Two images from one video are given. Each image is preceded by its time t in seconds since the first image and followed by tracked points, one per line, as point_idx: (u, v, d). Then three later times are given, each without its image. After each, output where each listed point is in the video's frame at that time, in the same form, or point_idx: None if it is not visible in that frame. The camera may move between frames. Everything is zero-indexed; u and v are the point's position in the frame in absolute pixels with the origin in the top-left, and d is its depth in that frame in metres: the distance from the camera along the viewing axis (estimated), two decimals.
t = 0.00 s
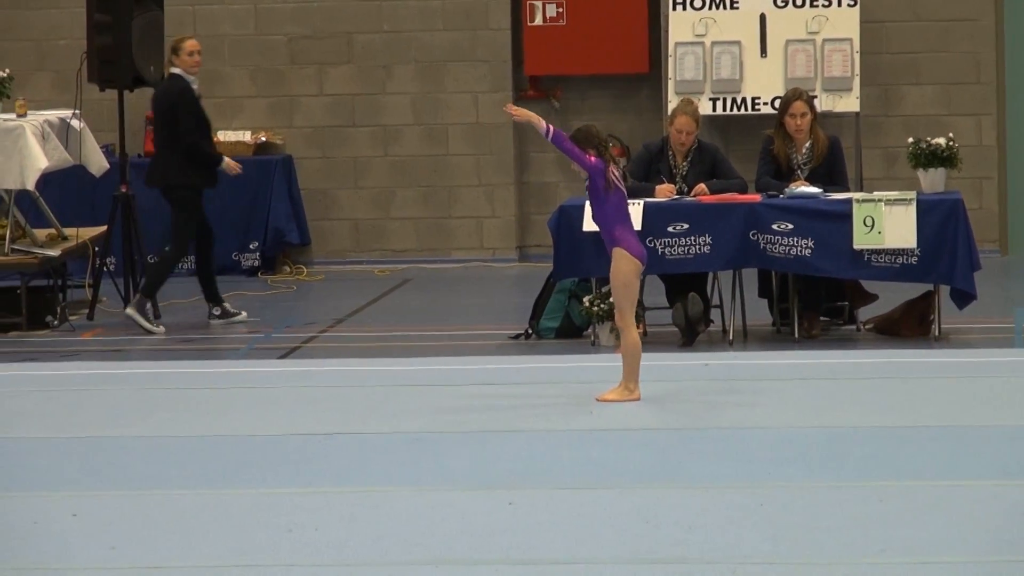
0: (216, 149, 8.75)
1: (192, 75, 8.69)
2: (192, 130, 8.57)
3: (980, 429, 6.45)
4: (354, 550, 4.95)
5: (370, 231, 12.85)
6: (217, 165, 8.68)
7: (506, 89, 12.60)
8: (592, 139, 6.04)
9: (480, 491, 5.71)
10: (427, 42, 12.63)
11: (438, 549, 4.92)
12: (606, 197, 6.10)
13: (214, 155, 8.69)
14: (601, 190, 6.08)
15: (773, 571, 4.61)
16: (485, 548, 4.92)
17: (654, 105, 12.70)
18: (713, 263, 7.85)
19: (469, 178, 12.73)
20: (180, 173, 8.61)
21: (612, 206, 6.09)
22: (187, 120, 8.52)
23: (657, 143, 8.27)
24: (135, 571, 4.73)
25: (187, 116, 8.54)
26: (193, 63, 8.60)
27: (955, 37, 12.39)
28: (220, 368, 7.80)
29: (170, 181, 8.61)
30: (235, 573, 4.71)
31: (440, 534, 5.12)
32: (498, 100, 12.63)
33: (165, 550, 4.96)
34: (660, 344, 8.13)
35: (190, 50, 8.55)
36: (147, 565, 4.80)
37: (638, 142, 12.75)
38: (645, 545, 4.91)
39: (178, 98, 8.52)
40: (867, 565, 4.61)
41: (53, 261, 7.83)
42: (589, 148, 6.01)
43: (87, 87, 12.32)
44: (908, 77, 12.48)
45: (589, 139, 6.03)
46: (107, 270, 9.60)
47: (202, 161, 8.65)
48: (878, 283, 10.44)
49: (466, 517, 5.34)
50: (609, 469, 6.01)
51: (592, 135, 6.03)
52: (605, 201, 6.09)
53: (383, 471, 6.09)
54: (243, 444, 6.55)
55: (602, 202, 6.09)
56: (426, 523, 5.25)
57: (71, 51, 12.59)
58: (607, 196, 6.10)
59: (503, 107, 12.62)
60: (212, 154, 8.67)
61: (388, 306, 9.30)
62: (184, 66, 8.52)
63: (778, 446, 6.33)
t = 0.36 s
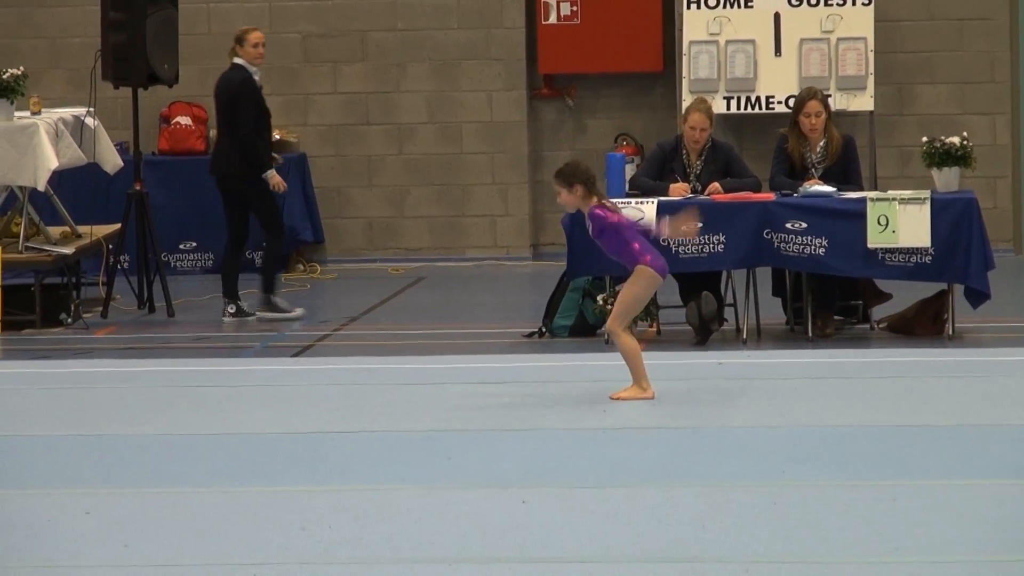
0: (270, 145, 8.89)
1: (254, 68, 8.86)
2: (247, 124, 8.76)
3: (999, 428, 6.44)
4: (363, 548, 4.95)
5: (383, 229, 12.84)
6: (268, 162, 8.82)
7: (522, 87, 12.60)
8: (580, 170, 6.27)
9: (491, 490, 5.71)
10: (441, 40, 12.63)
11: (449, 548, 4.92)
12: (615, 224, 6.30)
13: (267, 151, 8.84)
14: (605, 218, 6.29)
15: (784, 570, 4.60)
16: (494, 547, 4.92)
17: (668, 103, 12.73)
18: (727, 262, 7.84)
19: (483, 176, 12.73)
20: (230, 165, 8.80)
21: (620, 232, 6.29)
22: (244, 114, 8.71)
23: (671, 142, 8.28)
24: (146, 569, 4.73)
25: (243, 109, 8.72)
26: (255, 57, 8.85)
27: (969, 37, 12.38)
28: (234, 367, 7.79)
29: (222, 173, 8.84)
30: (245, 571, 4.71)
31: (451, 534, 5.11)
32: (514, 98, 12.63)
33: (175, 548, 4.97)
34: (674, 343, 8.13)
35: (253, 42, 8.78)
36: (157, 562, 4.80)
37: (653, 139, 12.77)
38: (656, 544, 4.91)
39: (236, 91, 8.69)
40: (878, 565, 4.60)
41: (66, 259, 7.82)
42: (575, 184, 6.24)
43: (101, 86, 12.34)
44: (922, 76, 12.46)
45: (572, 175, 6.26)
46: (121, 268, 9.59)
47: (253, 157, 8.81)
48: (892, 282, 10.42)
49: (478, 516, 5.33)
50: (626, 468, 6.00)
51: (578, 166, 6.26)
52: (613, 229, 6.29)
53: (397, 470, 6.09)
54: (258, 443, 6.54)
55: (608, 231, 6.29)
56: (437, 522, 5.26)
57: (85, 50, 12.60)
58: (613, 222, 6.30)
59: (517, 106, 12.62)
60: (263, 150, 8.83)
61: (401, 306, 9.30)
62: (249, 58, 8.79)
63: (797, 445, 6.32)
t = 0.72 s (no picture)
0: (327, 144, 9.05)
1: (309, 65, 8.98)
2: (303, 123, 8.92)
3: (998, 423, 6.44)
4: (362, 544, 4.96)
5: (384, 225, 12.86)
6: (324, 161, 8.98)
7: (523, 83, 12.60)
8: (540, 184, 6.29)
9: (489, 485, 5.72)
10: (443, 36, 12.63)
11: (446, 543, 4.93)
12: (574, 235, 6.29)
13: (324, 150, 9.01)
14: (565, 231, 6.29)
15: (782, 566, 4.62)
16: (492, 542, 4.93)
17: (669, 99, 12.70)
18: (727, 258, 7.84)
19: (484, 173, 12.73)
20: (285, 161, 8.98)
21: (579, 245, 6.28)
22: (300, 113, 8.87)
23: (672, 138, 8.28)
24: (146, 564, 4.74)
25: (299, 108, 8.88)
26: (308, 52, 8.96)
27: (970, 33, 12.38)
28: (235, 362, 7.79)
29: (279, 168, 9.01)
30: (244, 566, 4.72)
31: (451, 529, 5.11)
32: (515, 94, 12.62)
33: (174, 544, 4.98)
34: (674, 340, 8.11)
35: (305, 39, 8.85)
36: (157, 557, 4.82)
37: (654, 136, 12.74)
38: (655, 540, 4.91)
39: (291, 88, 8.84)
40: (875, 561, 4.61)
41: (67, 255, 7.84)
42: (537, 192, 6.26)
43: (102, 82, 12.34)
44: (924, 73, 12.47)
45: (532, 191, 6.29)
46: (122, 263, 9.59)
47: (309, 155, 8.98)
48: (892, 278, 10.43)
49: (478, 512, 5.34)
50: (627, 463, 6.01)
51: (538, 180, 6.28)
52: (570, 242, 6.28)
53: (395, 465, 6.09)
54: (259, 438, 6.55)
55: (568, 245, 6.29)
56: (436, 517, 5.26)
57: (87, 46, 12.61)
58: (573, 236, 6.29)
59: (518, 101, 12.62)
60: (319, 149, 9.00)
61: (402, 303, 9.31)
62: (300, 55, 8.90)
63: (797, 440, 6.32)
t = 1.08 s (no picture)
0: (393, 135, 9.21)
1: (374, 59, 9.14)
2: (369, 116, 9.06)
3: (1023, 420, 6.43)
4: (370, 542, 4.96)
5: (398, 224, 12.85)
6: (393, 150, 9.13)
7: (540, 82, 12.25)
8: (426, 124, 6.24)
9: (495, 482, 5.72)
10: (461, 34, 12.26)
11: (454, 538, 4.94)
12: (451, 174, 6.14)
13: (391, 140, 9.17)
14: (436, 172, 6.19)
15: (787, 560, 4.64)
16: (503, 539, 4.93)
17: (689, 97, 12.33)
18: (747, 255, 7.84)
19: (502, 170, 12.38)
20: (350, 154, 9.16)
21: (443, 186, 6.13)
22: (365, 105, 9.01)
23: (690, 136, 8.28)
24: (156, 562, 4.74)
25: (365, 100, 9.04)
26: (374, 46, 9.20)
27: (987, 29, 12.36)
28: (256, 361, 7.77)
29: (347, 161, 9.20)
30: (252, 564, 4.72)
31: (464, 525, 5.13)
32: (533, 92, 12.27)
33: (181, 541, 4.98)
34: (694, 337, 8.12)
35: (371, 32, 9.06)
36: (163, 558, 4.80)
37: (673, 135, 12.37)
38: (668, 536, 4.92)
39: (349, 81, 9.01)
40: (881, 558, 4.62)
41: (87, 253, 7.85)
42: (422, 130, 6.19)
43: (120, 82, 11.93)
44: (942, 69, 12.46)
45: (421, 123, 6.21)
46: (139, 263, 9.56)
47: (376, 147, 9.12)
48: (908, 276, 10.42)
49: (489, 510, 5.34)
50: (649, 460, 5.99)
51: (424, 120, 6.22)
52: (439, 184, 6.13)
53: (412, 463, 6.08)
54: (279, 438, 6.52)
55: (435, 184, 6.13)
56: (448, 513, 5.27)
57: (106, 45, 12.26)
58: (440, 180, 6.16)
59: (537, 100, 12.27)
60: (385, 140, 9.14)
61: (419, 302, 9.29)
62: (365, 48, 9.07)
63: (823, 436, 6.30)
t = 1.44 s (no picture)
0: (485, 131, 8.93)
1: (476, 54, 8.88)
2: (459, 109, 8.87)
3: None
4: (357, 540, 4.72)
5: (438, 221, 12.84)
6: (478, 148, 8.85)
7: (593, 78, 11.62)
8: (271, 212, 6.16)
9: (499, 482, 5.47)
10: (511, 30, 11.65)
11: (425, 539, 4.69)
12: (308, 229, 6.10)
13: (481, 138, 8.90)
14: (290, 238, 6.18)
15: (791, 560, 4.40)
16: (501, 538, 4.67)
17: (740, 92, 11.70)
18: (800, 253, 7.83)
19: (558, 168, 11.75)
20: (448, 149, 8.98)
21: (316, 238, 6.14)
22: (456, 99, 8.81)
23: (742, 133, 8.27)
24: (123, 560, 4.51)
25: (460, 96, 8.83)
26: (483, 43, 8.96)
27: None
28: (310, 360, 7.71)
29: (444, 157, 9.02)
30: (225, 566, 4.47)
31: (454, 523, 4.88)
32: (585, 88, 11.63)
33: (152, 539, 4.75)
34: (748, 334, 8.10)
35: (468, 26, 8.77)
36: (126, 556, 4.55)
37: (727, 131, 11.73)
38: (671, 535, 4.67)
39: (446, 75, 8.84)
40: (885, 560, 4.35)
41: (138, 252, 7.84)
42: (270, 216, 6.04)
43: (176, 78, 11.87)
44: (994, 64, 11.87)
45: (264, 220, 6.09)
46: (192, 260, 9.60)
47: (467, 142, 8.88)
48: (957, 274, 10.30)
49: (486, 507, 5.12)
50: (688, 462, 5.67)
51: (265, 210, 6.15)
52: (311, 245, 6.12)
53: (459, 459, 5.90)
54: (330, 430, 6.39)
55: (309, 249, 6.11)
56: (445, 513, 5.00)
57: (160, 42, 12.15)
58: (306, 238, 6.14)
59: (589, 96, 11.64)
60: (478, 135, 8.89)
61: (469, 297, 9.20)
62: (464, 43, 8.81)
63: (891, 436, 5.97)
